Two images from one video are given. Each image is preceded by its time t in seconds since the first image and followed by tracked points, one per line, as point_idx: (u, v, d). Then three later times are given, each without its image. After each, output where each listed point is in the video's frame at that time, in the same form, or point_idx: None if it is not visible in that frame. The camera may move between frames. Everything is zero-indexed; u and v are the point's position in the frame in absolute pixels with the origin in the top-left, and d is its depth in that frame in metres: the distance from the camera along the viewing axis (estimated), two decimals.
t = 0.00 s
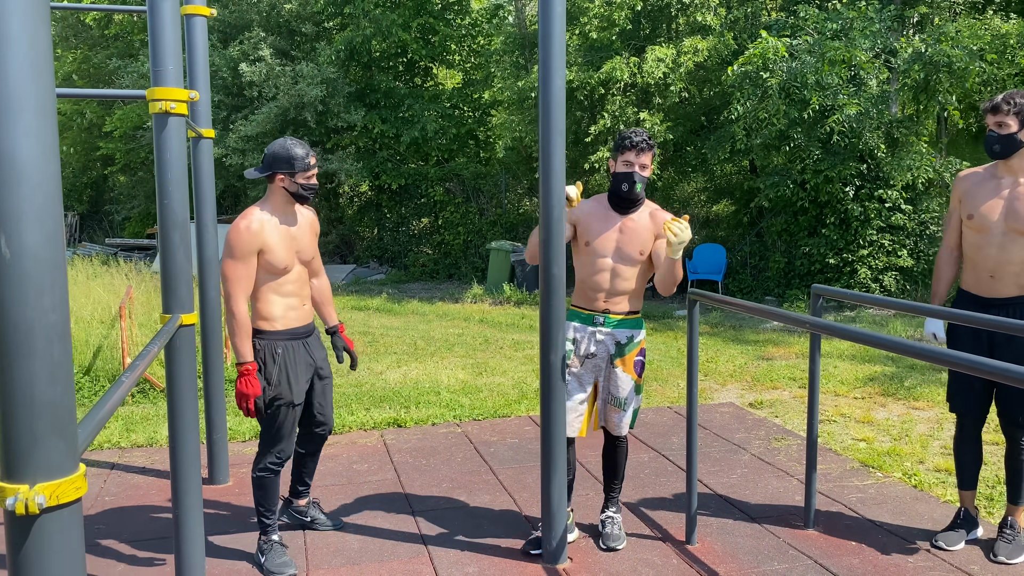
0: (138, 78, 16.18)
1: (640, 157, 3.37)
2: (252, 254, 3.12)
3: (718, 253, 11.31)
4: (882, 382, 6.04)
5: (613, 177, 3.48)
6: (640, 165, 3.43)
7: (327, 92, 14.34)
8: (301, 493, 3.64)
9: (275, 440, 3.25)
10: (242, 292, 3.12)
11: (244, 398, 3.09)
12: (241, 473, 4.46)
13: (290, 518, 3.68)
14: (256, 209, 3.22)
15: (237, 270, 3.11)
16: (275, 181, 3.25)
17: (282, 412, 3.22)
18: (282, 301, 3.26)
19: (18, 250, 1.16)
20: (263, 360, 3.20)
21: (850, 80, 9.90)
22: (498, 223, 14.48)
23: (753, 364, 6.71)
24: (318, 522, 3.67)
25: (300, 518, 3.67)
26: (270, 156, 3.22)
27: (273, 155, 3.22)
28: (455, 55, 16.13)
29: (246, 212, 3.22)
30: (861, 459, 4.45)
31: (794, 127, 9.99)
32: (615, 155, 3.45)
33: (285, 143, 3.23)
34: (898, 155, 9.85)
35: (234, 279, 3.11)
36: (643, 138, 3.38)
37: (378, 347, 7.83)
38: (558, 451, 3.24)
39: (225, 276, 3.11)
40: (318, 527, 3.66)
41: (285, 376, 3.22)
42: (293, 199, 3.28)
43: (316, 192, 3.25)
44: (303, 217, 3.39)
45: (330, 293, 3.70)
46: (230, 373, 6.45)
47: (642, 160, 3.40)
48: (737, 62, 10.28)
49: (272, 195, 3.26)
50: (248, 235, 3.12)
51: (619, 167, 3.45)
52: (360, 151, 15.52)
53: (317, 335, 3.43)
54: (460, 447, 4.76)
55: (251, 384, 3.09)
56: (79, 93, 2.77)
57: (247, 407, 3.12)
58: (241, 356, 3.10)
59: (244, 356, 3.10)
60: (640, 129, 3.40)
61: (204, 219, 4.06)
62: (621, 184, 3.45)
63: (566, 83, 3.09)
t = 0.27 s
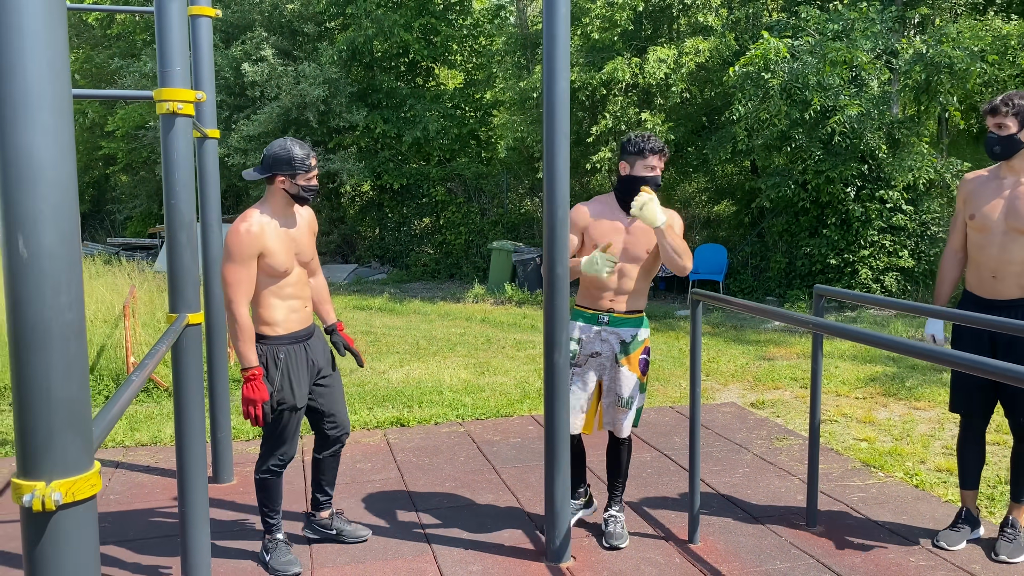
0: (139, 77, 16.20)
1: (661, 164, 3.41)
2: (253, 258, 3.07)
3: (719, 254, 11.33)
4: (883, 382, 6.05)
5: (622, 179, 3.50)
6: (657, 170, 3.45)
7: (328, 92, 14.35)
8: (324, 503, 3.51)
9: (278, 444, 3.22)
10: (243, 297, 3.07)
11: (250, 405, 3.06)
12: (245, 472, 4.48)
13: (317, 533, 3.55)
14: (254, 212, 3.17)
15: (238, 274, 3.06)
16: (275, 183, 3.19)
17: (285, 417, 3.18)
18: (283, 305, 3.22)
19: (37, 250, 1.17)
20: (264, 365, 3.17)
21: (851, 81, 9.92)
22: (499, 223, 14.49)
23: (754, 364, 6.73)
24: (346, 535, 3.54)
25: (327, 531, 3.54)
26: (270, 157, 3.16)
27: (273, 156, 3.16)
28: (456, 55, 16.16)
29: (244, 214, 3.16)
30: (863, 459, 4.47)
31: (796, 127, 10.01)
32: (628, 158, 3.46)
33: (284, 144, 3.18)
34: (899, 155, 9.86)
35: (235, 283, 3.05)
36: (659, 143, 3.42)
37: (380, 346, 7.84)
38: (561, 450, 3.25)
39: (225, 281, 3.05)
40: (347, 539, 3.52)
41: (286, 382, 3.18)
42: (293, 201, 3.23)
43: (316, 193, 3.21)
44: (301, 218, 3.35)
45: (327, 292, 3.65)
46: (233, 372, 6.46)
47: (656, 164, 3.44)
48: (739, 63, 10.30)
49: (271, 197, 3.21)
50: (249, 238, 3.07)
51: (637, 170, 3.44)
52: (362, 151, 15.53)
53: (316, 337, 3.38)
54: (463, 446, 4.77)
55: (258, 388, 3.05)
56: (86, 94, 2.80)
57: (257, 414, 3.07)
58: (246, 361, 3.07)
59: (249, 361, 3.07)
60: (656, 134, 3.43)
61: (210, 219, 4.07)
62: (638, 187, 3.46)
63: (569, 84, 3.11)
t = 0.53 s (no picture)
0: (136, 76, 16.18)
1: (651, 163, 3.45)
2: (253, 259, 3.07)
3: (715, 254, 11.37)
4: (878, 382, 6.08)
5: (616, 178, 3.52)
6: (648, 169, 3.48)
7: (325, 92, 14.35)
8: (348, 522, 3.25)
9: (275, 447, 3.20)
10: (243, 298, 3.06)
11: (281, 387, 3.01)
12: (242, 471, 4.48)
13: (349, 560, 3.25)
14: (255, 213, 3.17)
15: (238, 276, 3.06)
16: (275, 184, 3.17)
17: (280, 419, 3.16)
18: (283, 306, 3.21)
19: (41, 248, 1.18)
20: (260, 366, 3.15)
21: (847, 82, 9.97)
22: (496, 223, 14.50)
23: (750, 364, 6.75)
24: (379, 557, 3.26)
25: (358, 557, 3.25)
26: (271, 159, 3.15)
27: (273, 158, 3.15)
28: (453, 55, 16.18)
29: (244, 215, 3.16)
30: (858, 459, 4.49)
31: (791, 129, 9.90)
32: (621, 158, 3.48)
33: (285, 146, 3.17)
34: (895, 157, 9.87)
35: (235, 284, 3.05)
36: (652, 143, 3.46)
37: (376, 345, 7.85)
38: (558, 449, 3.27)
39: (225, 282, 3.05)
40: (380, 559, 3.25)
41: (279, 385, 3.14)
42: (293, 203, 3.21)
43: (317, 196, 3.18)
44: (307, 220, 3.32)
45: (332, 296, 3.62)
46: (230, 371, 6.46)
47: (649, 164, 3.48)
48: (735, 64, 10.33)
49: (272, 199, 3.19)
50: (248, 239, 3.06)
51: (632, 169, 3.46)
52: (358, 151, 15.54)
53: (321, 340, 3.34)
54: (460, 445, 4.78)
55: (287, 382, 3.02)
56: (86, 93, 2.81)
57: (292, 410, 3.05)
58: (268, 356, 3.03)
59: (270, 358, 3.03)
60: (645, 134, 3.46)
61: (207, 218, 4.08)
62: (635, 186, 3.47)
63: (567, 85, 3.12)
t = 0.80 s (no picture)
0: (127, 75, 16.14)
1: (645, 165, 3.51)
2: (251, 256, 3.02)
3: (706, 256, 11.42)
4: (867, 383, 6.12)
5: (609, 180, 3.55)
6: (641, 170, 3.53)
7: (317, 92, 14.33)
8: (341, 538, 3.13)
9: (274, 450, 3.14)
10: (239, 293, 3.02)
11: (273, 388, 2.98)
12: (233, 470, 4.49)
13: None
14: (266, 210, 3.13)
15: (235, 270, 3.02)
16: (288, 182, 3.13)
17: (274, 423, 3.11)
18: (285, 309, 3.12)
19: (34, 247, 1.19)
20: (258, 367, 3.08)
21: (837, 85, 10.04)
22: (488, 224, 14.52)
23: (740, 365, 6.79)
24: None
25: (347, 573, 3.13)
26: (286, 157, 3.12)
27: (288, 155, 3.12)
28: (446, 56, 16.22)
29: (255, 211, 3.13)
30: (846, 459, 4.52)
31: (781, 131, 9.97)
32: (616, 159, 3.51)
33: (302, 145, 3.13)
34: (884, 159, 9.91)
35: (233, 279, 3.02)
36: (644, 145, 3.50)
37: (368, 345, 7.86)
38: (548, 448, 3.29)
39: (225, 275, 3.03)
40: None
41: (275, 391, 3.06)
42: (306, 202, 3.15)
43: (327, 197, 3.10)
44: (322, 224, 3.24)
45: (352, 306, 3.49)
46: (221, 371, 6.46)
47: (642, 166, 3.53)
48: (726, 67, 10.39)
49: (284, 197, 3.15)
50: (250, 235, 3.02)
51: (630, 169, 3.51)
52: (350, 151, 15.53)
53: (329, 348, 3.21)
54: (451, 445, 4.80)
55: (277, 378, 2.98)
56: (77, 92, 2.82)
57: (281, 404, 3.02)
58: (258, 351, 2.99)
59: (262, 353, 2.99)
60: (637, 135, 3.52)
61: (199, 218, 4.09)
62: (631, 186, 3.51)
63: (558, 87, 3.14)
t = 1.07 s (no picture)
0: (115, 75, 16.07)
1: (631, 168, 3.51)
2: (263, 249, 2.98)
3: (694, 258, 11.49)
4: (853, 385, 6.16)
5: (597, 184, 3.55)
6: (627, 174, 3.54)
7: (306, 93, 14.29)
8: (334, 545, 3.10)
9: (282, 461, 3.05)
10: (249, 286, 3.00)
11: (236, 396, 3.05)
12: (221, 472, 4.47)
13: None
14: (288, 206, 3.11)
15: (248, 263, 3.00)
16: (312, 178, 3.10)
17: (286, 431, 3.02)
18: (298, 307, 3.05)
19: (21, 246, 1.19)
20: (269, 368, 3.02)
21: (824, 89, 10.11)
22: (477, 225, 14.51)
23: (727, 366, 6.83)
24: None
25: None
26: (311, 152, 3.10)
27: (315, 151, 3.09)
28: (435, 58, 16.23)
29: (278, 207, 3.11)
30: (832, 460, 4.56)
31: (769, 135, 10.21)
32: (604, 163, 3.52)
33: (330, 141, 3.10)
34: (871, 163, 9.98)
35: (245, 272, 3.00)
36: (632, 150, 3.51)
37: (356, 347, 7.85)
38: (536, 450, 3.30)
39: (240, 267, 3.02)
40: None
41: (288, 394, 2.99)
42: (329, 200, 3.10)
43: (348, 195, 3.06)
44: (346, 224, 3.18)
45: (382, 310, 3.39)
46: (209, 372, 6.44)
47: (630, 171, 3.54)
48: (714, 70, 10.43)
49: (308, 193, 3.11)
50: (267, 228, 2.99)
51: (616, 174, 3.51)
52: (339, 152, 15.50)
53: (342, 353, 3.11)
54: (439, 447, 4.80)
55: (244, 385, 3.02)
56: (65, 92, 2.81)
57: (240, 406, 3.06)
58: (240, 352, 3.03)
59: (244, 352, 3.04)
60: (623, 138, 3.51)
61: (187, 218, 4.08)
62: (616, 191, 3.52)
63: (547, 89, 3.16)
